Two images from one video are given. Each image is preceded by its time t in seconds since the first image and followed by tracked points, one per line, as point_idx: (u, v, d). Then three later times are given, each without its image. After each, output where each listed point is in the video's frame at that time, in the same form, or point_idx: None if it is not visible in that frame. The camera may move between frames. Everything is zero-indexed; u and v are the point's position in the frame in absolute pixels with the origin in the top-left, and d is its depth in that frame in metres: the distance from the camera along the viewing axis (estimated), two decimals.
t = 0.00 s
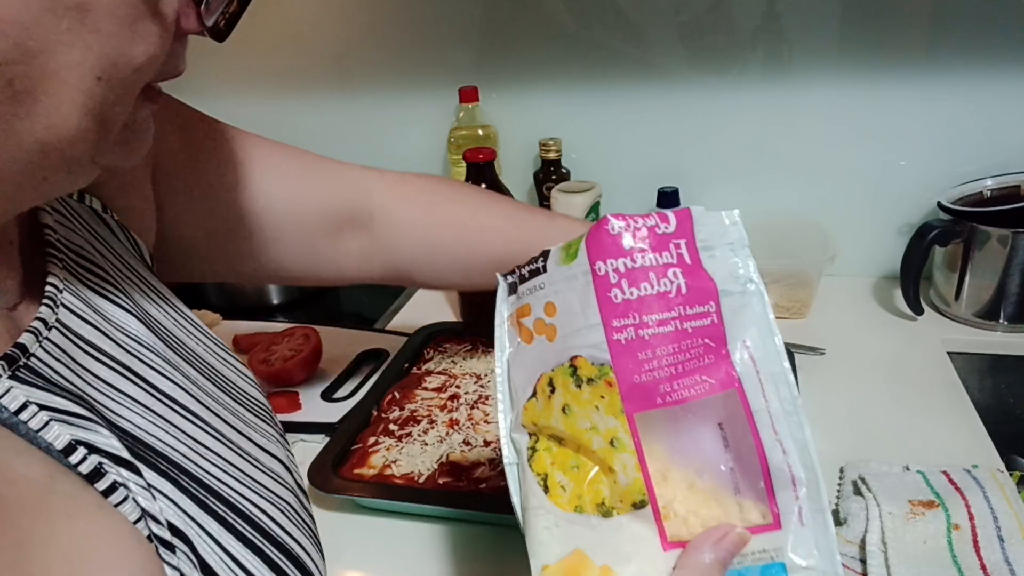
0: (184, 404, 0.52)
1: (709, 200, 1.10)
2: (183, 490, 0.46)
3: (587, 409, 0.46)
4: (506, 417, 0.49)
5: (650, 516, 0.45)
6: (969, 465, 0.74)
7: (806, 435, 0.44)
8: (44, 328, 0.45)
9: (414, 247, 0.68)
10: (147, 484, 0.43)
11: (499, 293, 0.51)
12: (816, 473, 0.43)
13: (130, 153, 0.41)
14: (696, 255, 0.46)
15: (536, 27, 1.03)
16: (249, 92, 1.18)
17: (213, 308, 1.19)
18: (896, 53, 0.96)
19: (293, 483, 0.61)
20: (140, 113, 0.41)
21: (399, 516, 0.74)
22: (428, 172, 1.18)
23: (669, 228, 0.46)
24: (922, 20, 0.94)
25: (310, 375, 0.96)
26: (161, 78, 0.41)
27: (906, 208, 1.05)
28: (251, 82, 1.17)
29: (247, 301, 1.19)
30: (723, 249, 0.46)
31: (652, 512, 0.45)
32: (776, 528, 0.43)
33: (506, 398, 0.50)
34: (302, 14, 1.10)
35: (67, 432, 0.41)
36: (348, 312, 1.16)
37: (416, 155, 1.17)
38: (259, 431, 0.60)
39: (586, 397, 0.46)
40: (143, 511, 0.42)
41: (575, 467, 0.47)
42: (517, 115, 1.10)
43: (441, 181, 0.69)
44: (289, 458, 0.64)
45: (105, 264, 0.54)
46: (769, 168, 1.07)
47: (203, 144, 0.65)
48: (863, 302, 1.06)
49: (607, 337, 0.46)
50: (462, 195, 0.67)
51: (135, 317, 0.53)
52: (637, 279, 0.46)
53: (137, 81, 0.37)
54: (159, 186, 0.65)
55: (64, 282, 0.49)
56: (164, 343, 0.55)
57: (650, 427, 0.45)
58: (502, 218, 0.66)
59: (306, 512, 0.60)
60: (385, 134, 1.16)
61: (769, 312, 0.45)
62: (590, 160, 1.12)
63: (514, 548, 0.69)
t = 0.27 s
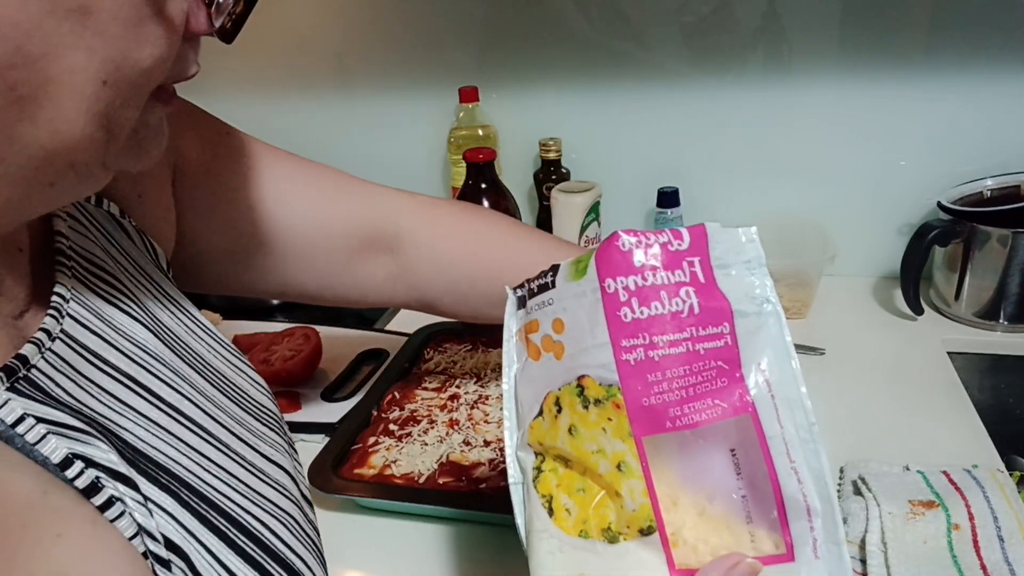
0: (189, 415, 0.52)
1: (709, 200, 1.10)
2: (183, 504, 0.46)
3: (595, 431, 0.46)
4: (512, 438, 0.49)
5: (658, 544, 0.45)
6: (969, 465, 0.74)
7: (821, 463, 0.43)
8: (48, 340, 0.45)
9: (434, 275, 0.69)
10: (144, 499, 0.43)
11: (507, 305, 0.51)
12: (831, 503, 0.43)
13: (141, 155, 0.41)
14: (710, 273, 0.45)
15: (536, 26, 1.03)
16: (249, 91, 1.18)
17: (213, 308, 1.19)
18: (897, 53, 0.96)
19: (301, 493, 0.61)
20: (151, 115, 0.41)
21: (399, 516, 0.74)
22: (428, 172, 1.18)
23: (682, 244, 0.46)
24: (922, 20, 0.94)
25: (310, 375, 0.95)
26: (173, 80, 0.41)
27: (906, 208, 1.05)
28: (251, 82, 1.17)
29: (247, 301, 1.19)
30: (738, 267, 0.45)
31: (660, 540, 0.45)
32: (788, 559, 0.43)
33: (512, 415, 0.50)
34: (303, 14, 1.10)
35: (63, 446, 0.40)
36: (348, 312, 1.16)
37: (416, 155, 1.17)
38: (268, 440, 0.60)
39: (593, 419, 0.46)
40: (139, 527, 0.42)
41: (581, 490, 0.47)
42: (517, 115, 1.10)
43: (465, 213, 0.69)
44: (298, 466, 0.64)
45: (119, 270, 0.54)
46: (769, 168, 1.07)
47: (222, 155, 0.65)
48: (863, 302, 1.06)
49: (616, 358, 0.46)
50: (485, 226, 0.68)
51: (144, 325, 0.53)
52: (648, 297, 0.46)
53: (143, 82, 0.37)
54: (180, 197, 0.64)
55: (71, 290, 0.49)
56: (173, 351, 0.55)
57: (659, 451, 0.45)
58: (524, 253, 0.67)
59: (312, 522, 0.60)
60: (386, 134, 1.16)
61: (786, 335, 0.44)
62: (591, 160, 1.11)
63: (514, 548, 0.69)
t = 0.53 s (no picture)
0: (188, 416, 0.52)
1: (709, 200, 1.10)
2: (182, 507, 0.46)
3: (594, 434, 0.46)
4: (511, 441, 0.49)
5: (659, 547, 0.45)
6: (969, 465, 0.74)
7: (823, 466, 0.44)
8: (46, 340, 0.45)
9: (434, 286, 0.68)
10: (141, 502, 0.43)
11: (506, 307, 0.51)
12: (834, 507, 0.43)
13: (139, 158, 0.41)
14: (711, 275, 0.45)
15: (536, 27, 1.03)
16: (249, 91, 1.18)
17: (213, 307, 1.19)
18: (897, 53, 0.96)
19: (300, 493, 0.61)
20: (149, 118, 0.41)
21: (399, 516, 0.74)
22: (428, 172, 1.18)
23: (683, 246, 0.46)
24: (921, 21, 0.94)
25: (309, 375, 0.95)
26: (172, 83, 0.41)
27: (906, 208, 1.05)
28: (252, 82, 1.17)
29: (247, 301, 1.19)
30: (740, 269, 0.45)
31: (660, 543, 0.45)
32: (790, 563, 0.44)
33: (511, 418, 0.50)
34: (304, 14, 1.10)
35: (59, 449, 0.40)
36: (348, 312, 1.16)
37: (416, 155, 1.17)
38: (268, 440, 0.60)
39: (593, 422, 0.46)
40: (136, 531, 0.42)
41: (581, 494, 0.47)
42: (517, 115, 1.10)
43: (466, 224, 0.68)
44: (297, 467, 0.64)
45: (119, 269, 0.54)
46: (769, 168, 1.07)
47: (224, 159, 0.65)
48: (863, 302, 1.06)
49: (616, 360, 0.46)
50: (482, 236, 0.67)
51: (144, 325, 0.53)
52: (648, 299, 0.46)
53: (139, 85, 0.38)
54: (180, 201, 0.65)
55: (71, 290, 0.49)
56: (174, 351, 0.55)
57: (659, 454, 0.45)
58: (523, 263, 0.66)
59: (311, 524, 0.60)
60: (386, 134, 1.16)
61: (788, 336, 0.44)
62: (591, 161, 1.11)
63: (514, 548, 0.69)
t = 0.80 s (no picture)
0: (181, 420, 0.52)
1: (709, 200, 1.10)
2: (174, 512, 0.46)
3: (590, 438, 0.46)
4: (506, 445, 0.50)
5: (655, 552, 0.45)
6: (969, 465, 0.74)
7: (821, 469, 0.43)
8: (38, 343, 0.45)
9: (426, 292, 0.68)
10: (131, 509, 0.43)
11: (503, 308, 0.51)
12: (832, 510, 0.43)
13: (129, 161, 0.41)
14: (708, 275, 0.45)
15: (536, 27, 1.03)
16: (249, 91, 1.18)
17: (213, 307, 1.19)
18: (896, 53, 0.96)
19: (296, 496, 0.61)
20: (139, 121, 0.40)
21: (399, 516, 0.74)
22: (428, 172, 1.18)
23: (679, 247, 0.45)
24: (921, 21, 0.94)
25: (309, 375, 0.95)
26: (161, 86, 0.41)
27: (906, 208, 1.05)
28: (252, 82, 1.17)
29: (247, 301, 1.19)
30: (737, 269, 0.45)
31: (657, 548, 0.45)
32: (788, 567, 0.43)
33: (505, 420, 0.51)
34: (303, 14, 1.10)
35: (48, 455, 0.40)
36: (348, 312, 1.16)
37: (417, 155, 1.17)
38: (264, 442, 0.60)
39: (588, 425, 0.46)
40: (125, 539, 0.42)
41: (576, 498, 0.47)
42: (517, 115, 1.10)
43: (464, 229, 0.68)
44: (294, 469, 0.64)
45: (114, 271, 0.54)
46: (769, 168, 1.07)
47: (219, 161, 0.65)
48: (863, 302, 1.06)
49: (611, 363, 0.46)
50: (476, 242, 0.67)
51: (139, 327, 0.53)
52: (644, 301, 0.45)
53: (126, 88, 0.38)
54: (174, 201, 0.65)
55: (67, 291, 0.49)
56: (169, 354, 0.55)
57: (655, 458, 0.45)
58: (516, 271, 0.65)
59: (307, 527, 0.60)
60: (386, 134, 1.16)
61: (785, 337, 0.44)
62: (591, 160, 1.11)
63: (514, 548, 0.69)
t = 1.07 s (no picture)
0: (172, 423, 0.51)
1: (709, 200, 1.10)
2: (164, 518, 0.45)
3: (585, 447, 0.46)
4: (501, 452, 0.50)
5: (650, 561, 0.45)
6: (969, 466, 0.74)
7: (818, 480, 0.43)
8: (27, 346, 0.45)
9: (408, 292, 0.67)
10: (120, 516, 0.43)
11: (498, 313, 0.51)
12: (828, 520, 0.43)
13: (116, 161, 0.41)
14: (705, 282, 0.45)
15: (536, 27, 1.03)
16: (249, 91, 1.18)
17: (213, 307, 1.18)
18: (897, 53, 0.96)
19: (289, 497, 0.60)
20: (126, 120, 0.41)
21: (399, 516, 0.74)
22: (428, 172, 1.18)
23: (676, 254, 0.46)
24: (921, 21, 0.94)
25: (310, 375, 0.95)
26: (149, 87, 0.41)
27: (906, 208, 1.05)
28: (251, 82, 1.17)
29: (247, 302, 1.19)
30: (733, 276, 0.45)
31: (652, 557, 0.44)
32: None
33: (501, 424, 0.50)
34: (304, 14, 1.10)
35: (35, 463, 0.40)
36: (348, 312, 1.15)
37: (417, 155, 1.17)
38: (256, 444, 0.60)
39: (583, 433, 0.46)
40: (115, 547, 0.41)
41: (571, 506, 0.47)
42: (517, 115, 1.10)
43: (449, 228, 0.67)
44: (286, 469, 0.64)
45: (105, 272, 0.54)
46: (769, 168, 1.06)
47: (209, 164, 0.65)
48: (863, 302, 1.05)
49: (607, 370, 0.46)
50: (460, 241, 0.66)
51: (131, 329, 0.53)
52: (640, 308, 0.46)
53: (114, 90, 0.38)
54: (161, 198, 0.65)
55: (56, 293, 0.49)
56: (160, 355, 0.55)
57: (652, 466, 0.45)
58: (497, 270, 0.64)
59: (300, 528, 0.60)
60: (386, 134, 1.16)
61: (782, 343, 0.44)
62: (591, 161, 1.11)
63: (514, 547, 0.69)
